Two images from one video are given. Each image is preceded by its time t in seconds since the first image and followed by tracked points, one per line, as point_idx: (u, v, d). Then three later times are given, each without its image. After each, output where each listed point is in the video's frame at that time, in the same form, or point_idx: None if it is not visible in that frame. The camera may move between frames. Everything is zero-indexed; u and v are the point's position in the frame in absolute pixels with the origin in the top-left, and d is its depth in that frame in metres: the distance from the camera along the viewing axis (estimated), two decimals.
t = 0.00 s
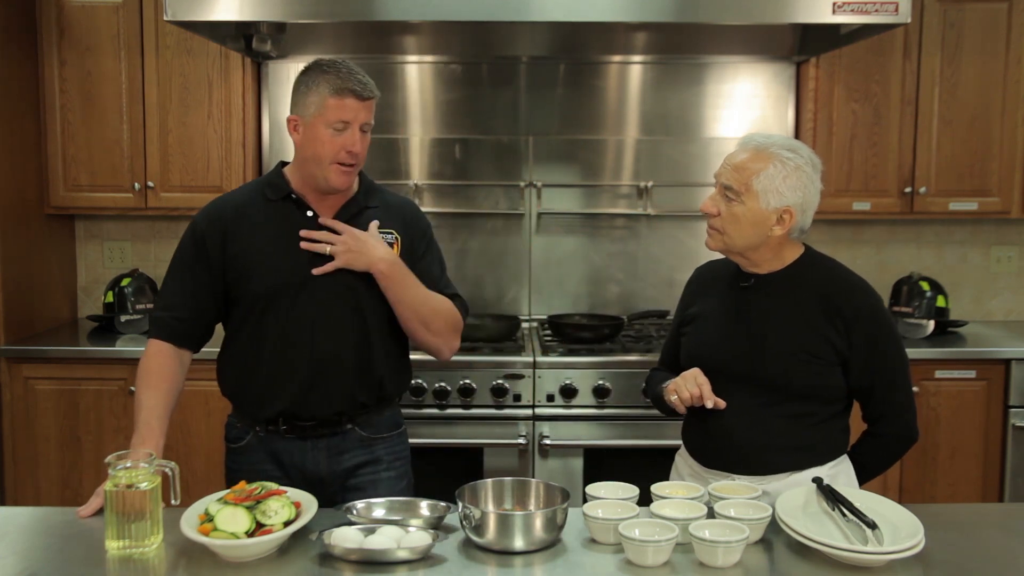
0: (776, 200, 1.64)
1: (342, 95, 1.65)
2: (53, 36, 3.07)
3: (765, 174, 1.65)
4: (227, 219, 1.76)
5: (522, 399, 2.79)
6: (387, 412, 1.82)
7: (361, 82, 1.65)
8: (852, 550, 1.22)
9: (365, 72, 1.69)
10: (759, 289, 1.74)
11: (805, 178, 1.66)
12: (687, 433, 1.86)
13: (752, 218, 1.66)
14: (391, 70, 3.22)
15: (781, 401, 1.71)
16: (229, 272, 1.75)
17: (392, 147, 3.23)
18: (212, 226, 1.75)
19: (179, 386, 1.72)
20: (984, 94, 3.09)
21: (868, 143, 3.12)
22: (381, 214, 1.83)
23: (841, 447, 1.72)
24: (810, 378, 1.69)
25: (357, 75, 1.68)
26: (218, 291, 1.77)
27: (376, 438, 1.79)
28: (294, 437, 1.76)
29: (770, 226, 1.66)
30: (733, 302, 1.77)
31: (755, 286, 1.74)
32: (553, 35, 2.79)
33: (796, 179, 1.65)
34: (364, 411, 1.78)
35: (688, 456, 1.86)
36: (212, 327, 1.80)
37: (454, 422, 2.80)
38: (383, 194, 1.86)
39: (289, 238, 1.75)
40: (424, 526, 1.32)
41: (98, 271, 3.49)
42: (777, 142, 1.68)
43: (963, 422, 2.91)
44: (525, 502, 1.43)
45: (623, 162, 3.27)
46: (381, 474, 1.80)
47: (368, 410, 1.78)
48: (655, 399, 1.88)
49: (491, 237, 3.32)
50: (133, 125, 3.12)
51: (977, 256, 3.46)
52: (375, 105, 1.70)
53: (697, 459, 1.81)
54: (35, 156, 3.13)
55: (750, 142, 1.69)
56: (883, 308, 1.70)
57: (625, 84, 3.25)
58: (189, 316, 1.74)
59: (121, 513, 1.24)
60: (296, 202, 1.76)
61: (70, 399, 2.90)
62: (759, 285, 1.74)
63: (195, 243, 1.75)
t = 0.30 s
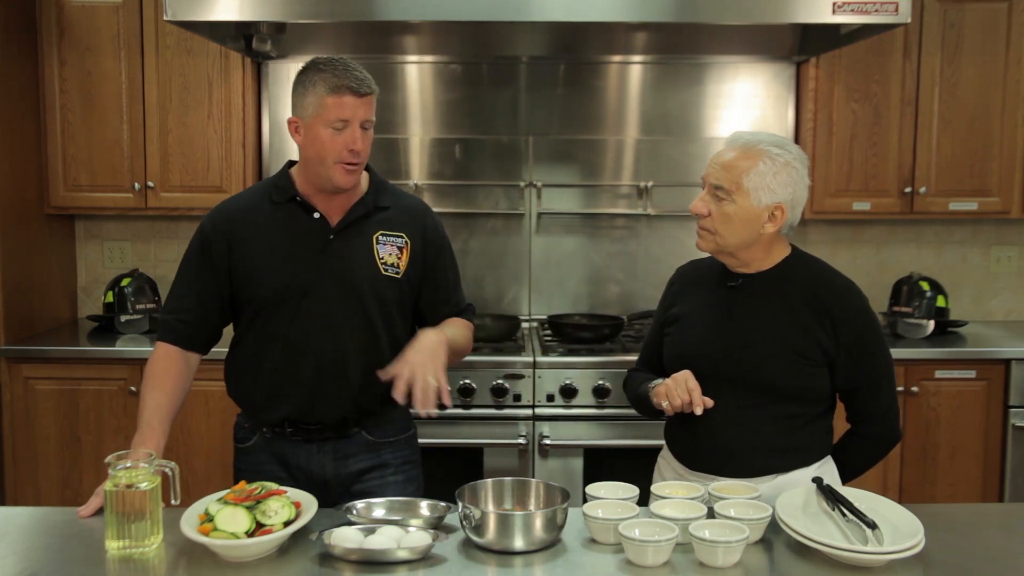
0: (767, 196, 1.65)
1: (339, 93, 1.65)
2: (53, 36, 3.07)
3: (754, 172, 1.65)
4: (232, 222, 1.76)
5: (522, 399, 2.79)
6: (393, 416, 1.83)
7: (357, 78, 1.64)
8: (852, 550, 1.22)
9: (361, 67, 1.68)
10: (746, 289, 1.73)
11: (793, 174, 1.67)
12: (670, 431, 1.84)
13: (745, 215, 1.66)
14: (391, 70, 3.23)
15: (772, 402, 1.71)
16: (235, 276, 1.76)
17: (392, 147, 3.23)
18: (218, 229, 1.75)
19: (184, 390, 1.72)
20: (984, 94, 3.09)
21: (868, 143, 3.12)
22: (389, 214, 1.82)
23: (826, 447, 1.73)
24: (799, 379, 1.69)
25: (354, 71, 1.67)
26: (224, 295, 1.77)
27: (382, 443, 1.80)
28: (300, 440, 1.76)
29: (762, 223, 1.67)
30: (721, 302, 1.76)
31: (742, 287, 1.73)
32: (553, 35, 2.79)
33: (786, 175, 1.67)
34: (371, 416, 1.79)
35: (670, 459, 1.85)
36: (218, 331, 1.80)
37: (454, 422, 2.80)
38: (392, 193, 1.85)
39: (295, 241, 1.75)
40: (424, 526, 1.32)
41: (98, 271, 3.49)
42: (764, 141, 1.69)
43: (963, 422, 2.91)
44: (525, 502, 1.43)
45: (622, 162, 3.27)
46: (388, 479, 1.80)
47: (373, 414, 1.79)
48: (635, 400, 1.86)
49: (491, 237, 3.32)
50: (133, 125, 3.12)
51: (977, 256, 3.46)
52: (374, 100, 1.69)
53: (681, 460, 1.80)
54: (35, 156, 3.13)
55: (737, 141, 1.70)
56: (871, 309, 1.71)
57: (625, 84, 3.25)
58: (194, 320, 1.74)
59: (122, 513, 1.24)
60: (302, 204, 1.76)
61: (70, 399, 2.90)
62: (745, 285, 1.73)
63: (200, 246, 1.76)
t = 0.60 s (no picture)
0: (769, 203, 1.61)
1: (383, 96, 1.61)
2: (53, 36, 3.07)
3: (757, 182, 1.59)
4: (265, 215, 1.75)
5: (522, 399, 2.79)
6: (421, 420, 1.81)
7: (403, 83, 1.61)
8: (852, 550, 1.22)
9: (408, 71, 1.65)
10: (729, 289, 1.71)
11: (781, 174, 1.63)
12: (649, 431, 1.82)
13: (752, 226, 1.60)
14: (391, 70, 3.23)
15: (752, 403, 1.69)
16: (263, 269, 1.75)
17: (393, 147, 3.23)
18: (250, 221, 1.75)
19: (197, 381, 1.70)
20: (984, 94, 3.09)
21: (868, 143, 3.12)
22: (424, 218, 1.81)
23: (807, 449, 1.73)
24: (784, 380, 1.67)
25: (399, 74, 1.63)
26: (250, 288, 1.76)
27: (409, 449, 1.79)
28: (327, 444, 1.75)
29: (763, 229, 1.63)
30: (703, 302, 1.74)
31: (727, 287, 1.71)
32: (554, 35, 2.79)
33: (778, 178, 1.63)
34: (399, 421, 1.78)
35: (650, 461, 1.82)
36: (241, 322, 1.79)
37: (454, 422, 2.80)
38: (428, 198, 1.84)
39: (327, 240, 1.74)
40: (424, 526, 1.32)
41: (98, 271, 3.49)
42: (750, 144, 1.62)
43: (963, 422, 2.91)
44: (525, 502, 1.43)
45: (623, 162, 3.27)
46: (414, 487, 1.79)
47: (401, 419, 1.78)
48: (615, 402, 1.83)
49: (491, 237, 3.32)
50: (133, 125, 3.12)
51: (977, 256, 3.46)
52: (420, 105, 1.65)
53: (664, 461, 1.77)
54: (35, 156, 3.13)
55: (727, 151, 1.60)
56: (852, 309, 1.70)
57: (626, 84, 3.25)
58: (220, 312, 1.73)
59: (121, 514, 1.24)
60: (337, 202, 1.75)
61: (70, 399, 2.90)
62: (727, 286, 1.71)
63: (230, 236, 1.75)
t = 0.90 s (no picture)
0: (756, 209, 1.60)
1: (419, 99, 1.60)
2: (53, 36, 3.07)
3: (747, 193, 1.57)
4: (295, 208, 1.72)
5: (522, 399, 2.79)
6: (449, 421, 1.79)
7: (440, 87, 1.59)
8: (851, 550, 1.22)
9: (443, 74, 1.63)
10: (716, 292, 1.69)
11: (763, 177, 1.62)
12: (632, 434, 1.77)
13: (743, 235, 1.59)
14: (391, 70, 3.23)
15: (741, 403, 1.68)
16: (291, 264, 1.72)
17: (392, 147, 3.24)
18: (279, 215, 1.72)
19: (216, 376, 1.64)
20: (984, 94, 3.09)
21: (868, 144, 3.12)
22: (454, 221, 1.78)
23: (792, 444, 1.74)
24: (775, 378, 1.68)
25: (437, 78, 1.62)
26: (276, 283, 1.72)
27: (440, 449, 1.76)
28: (357, 446, 1.71)
29: (750, 234, 1.63)
30: (684, 308, 1.71)
31: (709, 292, 1.70)
32: (553, 35, 2.79)
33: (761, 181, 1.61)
34: (428, 422, 1.75)
35: (633, 463, 1.78)
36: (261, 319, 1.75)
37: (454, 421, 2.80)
38: (458, 200, 1.82)
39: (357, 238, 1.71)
40: (424, 526, 1.32)
41: (98, 271, 3.49)
42: (733, 152, 1.59)
43: (963, 422, 2.91)
44: (525, 502, 1.43)
45: (623, 162, 3.25)
46: (442, 487, 1.76)
47: (429, 419, 1.75)
48: (597, 408, 1.76)
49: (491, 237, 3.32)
50: (132, 124, 3.12)
51: (977, 256, 3.46)
52: (454, 109, 1.64)
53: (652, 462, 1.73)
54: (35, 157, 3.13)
55: (716, 164, 1.56)
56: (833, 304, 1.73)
57: (626, 84, 3.26)
58: (246, 305, 1.69)
59: (121, 514, 1.24)
60: (368, 200, 1.72)
61: (70, 399, 2.90)
62: (712, 288, 1.70)
63: (259, 228, 1.71)
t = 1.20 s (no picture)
0: (740, 211, 1.60)
1: (427, 96, 1.59)
2: (53, 36, 3.07)
3: (730, 196, 1.57)
4: (295, 209, 1.71)
5: (522, 399, 2.79)
6: (454, 423, 1.80)
7: (449, 84, 1.59)
8: (851, 550, 1.22)
9: (452, 71, 1.63)
10: (705, 292, 1.69)
11: (747, 179, 1.61)
12: (624, 437, 1.76)
13: (727, 237, 1.59)
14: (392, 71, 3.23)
15: (733, 402, 1.69)
16: (293, 266, 1.71)
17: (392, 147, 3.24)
18: (279, 216, 1.71)
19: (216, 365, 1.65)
20: (984, 94, 3.09)
21: (868, 144, 3.12)
22: (457, 220, 1.79)
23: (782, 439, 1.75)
24: (766, 376, 1.69)
25: (445, 75, 1.61)
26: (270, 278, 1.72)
27: (447, 452, 1.77)
28: (364, 450, 1.72)
29: (735, 235, 1.62)
30: (675, 310, 1.70)
31: (698, 293, 1.69)
32: (553, 35, 2.79)
33: (745, 183, 1.61)
34: (435, 421, 1.76)
35: (625, 464, 1.76)
36: (253, 318, 1.74)
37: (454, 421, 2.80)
38: (460, 199, 1.82)
39: (360, 238, 1.70)
40: (424, 526, 1.32)
41: (98, 271, 3.49)
42: (717, 154, 1.58)
43: (963, 422, 2.91)
44: (525, 502, 1.43)
45: (622, 163, 3.25)
46: (448, 490, 1.77)
47: (435, 421, 1.76)
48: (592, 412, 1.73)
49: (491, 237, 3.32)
50: (132, 124, 3.12)
51: (977, 256, 3.46)
52: (461, 108, 1.64)
53: (645, 464, 1.72)
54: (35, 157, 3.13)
55: (700, 168, 1.56)
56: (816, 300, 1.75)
57: (626, 84, 3.26)
58: (237, 299, 1.68)
59: (121, 513, 1.25)
60: (370, 198, 1.72)
61: (70, 399, 2.90)
62: (701, 290, 1.69)
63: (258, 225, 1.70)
